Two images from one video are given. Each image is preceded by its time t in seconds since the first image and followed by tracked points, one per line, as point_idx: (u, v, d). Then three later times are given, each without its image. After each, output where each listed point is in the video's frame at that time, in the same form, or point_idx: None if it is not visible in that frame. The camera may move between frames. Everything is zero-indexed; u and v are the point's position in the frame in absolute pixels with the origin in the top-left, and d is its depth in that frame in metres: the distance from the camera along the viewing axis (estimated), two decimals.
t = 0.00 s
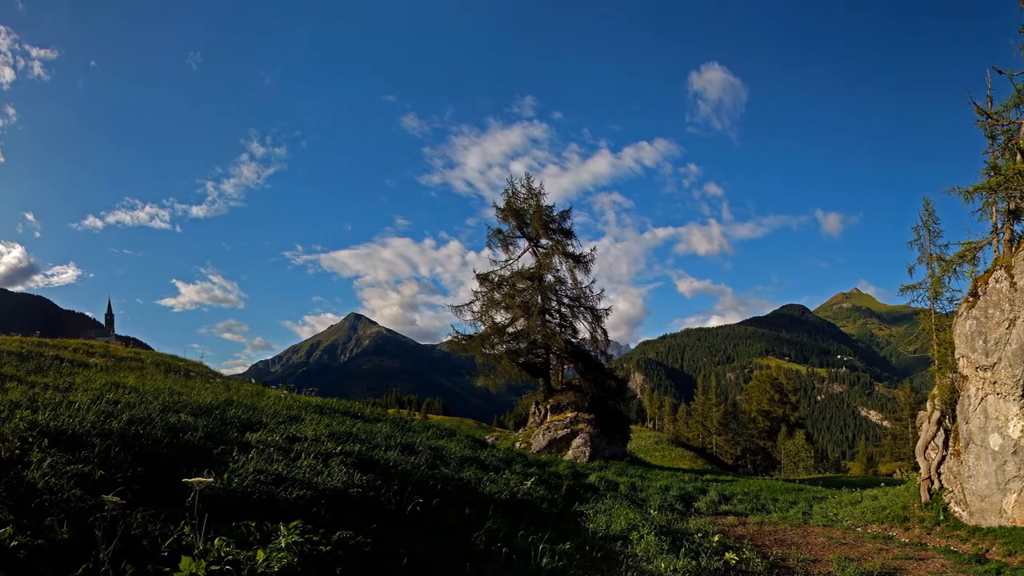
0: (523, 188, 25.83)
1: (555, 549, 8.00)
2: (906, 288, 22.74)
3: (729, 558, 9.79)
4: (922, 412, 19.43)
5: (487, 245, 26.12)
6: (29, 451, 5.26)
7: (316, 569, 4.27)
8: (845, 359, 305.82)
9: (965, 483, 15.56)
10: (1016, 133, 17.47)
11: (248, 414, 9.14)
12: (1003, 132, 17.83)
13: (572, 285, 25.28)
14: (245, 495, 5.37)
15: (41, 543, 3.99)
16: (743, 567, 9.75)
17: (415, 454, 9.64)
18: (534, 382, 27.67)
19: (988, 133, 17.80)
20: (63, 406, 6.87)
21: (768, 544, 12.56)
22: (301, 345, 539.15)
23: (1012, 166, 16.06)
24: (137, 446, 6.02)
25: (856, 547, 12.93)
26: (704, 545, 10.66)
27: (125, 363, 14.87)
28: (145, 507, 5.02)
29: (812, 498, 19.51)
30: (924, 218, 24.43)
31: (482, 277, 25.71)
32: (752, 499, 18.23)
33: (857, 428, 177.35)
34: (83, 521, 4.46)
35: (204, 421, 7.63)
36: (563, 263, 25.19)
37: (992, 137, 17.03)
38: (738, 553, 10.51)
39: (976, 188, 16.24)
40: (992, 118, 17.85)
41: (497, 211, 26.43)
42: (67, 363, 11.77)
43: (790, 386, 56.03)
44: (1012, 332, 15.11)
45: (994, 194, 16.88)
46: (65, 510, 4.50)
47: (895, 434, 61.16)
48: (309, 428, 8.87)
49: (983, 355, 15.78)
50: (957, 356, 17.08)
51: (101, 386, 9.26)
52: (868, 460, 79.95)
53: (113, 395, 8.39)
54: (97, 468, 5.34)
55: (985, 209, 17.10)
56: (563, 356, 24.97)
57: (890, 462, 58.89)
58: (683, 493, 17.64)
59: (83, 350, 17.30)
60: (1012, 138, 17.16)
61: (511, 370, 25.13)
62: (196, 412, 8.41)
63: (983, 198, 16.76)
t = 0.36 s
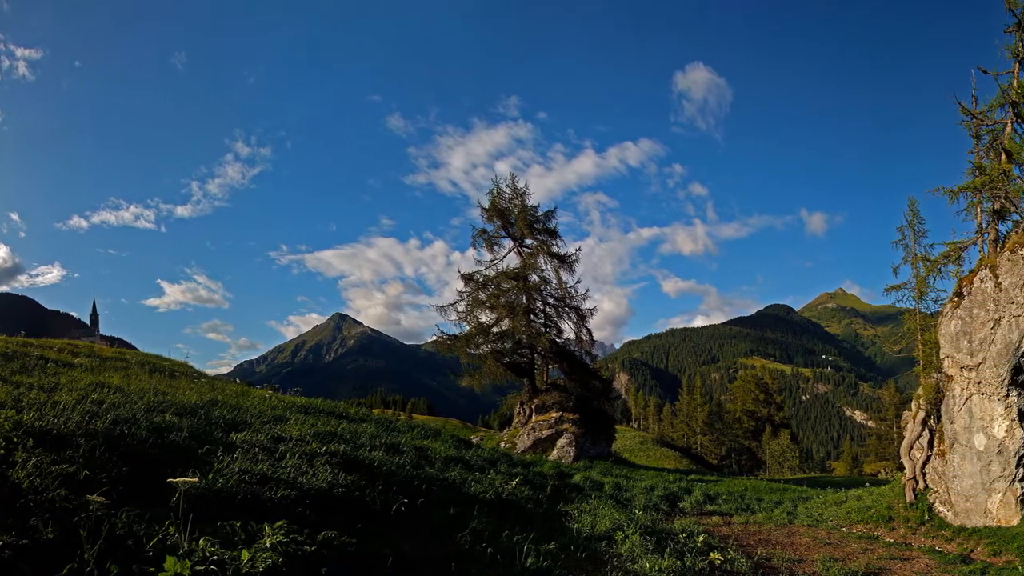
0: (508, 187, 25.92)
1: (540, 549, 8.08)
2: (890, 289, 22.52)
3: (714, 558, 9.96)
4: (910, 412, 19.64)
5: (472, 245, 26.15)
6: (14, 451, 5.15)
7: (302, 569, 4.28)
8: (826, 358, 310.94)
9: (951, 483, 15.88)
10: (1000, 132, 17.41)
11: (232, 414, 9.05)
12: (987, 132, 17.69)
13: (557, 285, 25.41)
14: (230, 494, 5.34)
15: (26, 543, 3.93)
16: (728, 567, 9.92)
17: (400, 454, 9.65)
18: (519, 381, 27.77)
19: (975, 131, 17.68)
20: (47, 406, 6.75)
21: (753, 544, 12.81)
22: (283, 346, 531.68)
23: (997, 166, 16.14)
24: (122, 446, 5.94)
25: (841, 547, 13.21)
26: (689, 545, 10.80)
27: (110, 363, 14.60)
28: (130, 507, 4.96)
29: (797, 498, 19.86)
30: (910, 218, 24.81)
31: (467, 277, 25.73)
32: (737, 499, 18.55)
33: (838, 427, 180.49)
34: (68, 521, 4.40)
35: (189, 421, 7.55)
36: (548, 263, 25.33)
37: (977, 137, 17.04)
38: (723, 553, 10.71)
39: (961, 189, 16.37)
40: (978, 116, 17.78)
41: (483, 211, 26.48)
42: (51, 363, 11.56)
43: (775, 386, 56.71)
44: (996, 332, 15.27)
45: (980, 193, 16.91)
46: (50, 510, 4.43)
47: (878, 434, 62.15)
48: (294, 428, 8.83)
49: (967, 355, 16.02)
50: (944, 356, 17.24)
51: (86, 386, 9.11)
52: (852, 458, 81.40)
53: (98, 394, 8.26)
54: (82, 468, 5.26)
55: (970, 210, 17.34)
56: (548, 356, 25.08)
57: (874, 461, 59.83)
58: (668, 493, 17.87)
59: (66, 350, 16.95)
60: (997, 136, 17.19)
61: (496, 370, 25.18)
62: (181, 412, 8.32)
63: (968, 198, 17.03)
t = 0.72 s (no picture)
0: (493, 187, 25.96)
1: (525, 549, 8.16)
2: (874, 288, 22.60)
3: (699, 559, 10.12)
4: (894, 412, 19.98)
5: (457, 245, 26.14)
6: None
7: (286, 569, 4.28)
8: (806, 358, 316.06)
9: (936, 483, 16.07)
10: (984, 132, 17.21)
11: (217, 414, 8.97)
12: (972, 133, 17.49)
13: (541, 285, 25.54)
14: (216, 494, 5.32)
15: (11, 543, 3.88)
16: (713, 567, 10.10)
17: (386, 454, 9.64)
18: (504, 382, 27.85)
19: (959, 132, 17.58)
20: (31, 406, 6.63)
21: (738, 545, 13.05)
22: (265, 347, 523.60)
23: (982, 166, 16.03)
24: (107, 446, 5.86)
25: (827, 547, 13.48)
26: (675, 545, 10.96)
27: (95, 363, 14.35)
28: (115, 506, 4.90)
29: (782, 498, 20.20)
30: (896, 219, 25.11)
31: (452, 277, 25.72)
32: (723, 499, 18.85)
33: (819, 426, 183.69)
34: (53, 521, 4.35)
35: (174, 421, 7.47)
36: (534, 263, 25.44)
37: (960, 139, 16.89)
38: (708, 553, 10.89)
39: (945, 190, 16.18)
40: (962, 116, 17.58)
41: (468, 211, 26.48)
42: (36, 363, 11.35)
43: (760, 386, 57.34)
44: (980, 332, 15.33)
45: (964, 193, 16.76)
46: (35, 510, 4.37)
47: (862, 433, 63.12)
48: (279, 428, 8.78)
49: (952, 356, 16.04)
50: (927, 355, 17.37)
51: (72, 386, 8.96)
52: (836, 458, 82.68)
53: (83, 395, 8.13)
54: (67, 468, 5.18)
55: (955, 209, 17.11)
56: (533, 356, 25.17)
57: (858, 462, 60.60)
58: (654, 493, 18.10)
59: (50, 350, 16.62)
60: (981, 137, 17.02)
61: (481, 369, 25.21)
62: (166, 412, 8.22)
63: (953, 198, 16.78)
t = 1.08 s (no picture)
0: (477, 188, 25.98)
1: (509, 549, 8.21)
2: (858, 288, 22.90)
3: (683, 559, 10.26)
4: (877, 411, 20.37)
5: (441, 245, 26.10)
6: None
7: (272, 568, 4.28)
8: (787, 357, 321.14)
9: (920, 483, 16.38)
10: (969, 133, 17.58)
11: (202, 414, 8.87)
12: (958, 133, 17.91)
13: (526, 285, 25.64)
14: (200, 495, 5.29)
15: None
16: (697, 567, 10.25)
17: (370, 454, 9.62)
18: (489, 381, 27.90)
19: (944, 132, 17.91)
20: (15, 406, 6.50)
21: (722, 545, 13.27)
22: (246, 348, 516.08)
23: (966, 166, 16.04)
24: (92, 446, 5.77)
25: (811, 547, 13.75)
26: (659, 545, 11.15)
27: (80, 362, 14.06)
28: (99, 506, 4.85)
29: (767, 498, 20.60)
30: (881, 218, 25.44)
31: (436, 277, 25.68)
32: (707, 498, 19.13)
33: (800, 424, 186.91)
34: (37, 521, 4.28)
35: (159, 421, 7.38)
36: (518, 263, 25.52)
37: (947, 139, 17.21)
38: (692, 553, 11.04)
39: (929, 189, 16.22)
40: (947, 117, 17.88)
41: (452, 211, 26.46)
42: (18, 363, 11.11)
43: (744, 386, 58.03)
44: (965, 333, 15.57)
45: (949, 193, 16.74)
46: (18, 510, 4.29)
47: (846, 433, 64.05)
48: (264, 428, 8.71)
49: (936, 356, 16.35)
50: (912, 356, 17.68)
51: (55, 386, 8.77)
52: (819, 458, 84.00)
53: (67, 395, 7.98)
54: (51, 468, 5.10)
55: (941, 209, 17.29)
56: (518, 356, 25.26)
57: (843, 462, 61.46)
58: (638, 493, 18.30)
59: (36, 351, 16.23)
60: (965, 138, 17.40)
61: (466, 369, 25.21)
62: (151, 412, 8.11)
63: (937, 198, 16.69)
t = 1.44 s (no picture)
0: (462, 187, 25.99)
1: (494, 549, 8.27)
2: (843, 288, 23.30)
3: (668, 559, 10.42)
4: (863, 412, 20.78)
5: (426, 245, 26.06)
6: None
7: (256, 568, 4.26)
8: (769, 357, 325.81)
9: (905, 483, 16.71)
10: (953, 133, 18.04)
11: (186, 414, 8.76)
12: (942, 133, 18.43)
13: (511, 285, 25.71)
14: (185, 495, 5.26)
15: None
16: (682, 567, 10.41)
17: (355, 454, 9.60)
18: (473, 381, 27.90)
19: (930, 132, 18.36)
20: None
21: (707, 544, 13.51)
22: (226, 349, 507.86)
23: (952, 166, 16.49)
24: (78, 445, 5.69)
25: (796, 547, 14.00)
26: (644, 545, 11.28)
27: (64, 362, 13.75)
28: (84, 506, 4.78)
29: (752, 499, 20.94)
30: (866, 219, 25.85)
31: (421, 277, 25.63)
32: (692, 499, 19.40)
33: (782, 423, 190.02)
34: (21, 521, 4.21)
35: (144, 421, 7.28)
36: (503, 263, 25.59)
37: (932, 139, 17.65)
38: (677, 553, 11.21)
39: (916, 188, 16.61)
40: (932, 117, 18.34)
41: (437, 211, 26.42)
42: None
43: (729, 386, 58.70)
44: (950, 332, 15.93)
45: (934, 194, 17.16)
46: (3, 510, 4.23)
47: (831, 433, 65.08)
48: (249, 428, 8.64)
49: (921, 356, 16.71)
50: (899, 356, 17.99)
51: (39, 387, 8.58)
52: (806, 458, 84.93)
53: (51, 395, 7.81)
54: (36, 468, 5.02)
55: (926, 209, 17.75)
56: (503, 356, 25.33)
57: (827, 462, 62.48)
58: (623, 493, 18.50)
59: (20, 351, 15.83)
60: (950, 138, 17.85)
61: (450, 369, 25.21)
62: (136, 412, 7.99)
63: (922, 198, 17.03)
